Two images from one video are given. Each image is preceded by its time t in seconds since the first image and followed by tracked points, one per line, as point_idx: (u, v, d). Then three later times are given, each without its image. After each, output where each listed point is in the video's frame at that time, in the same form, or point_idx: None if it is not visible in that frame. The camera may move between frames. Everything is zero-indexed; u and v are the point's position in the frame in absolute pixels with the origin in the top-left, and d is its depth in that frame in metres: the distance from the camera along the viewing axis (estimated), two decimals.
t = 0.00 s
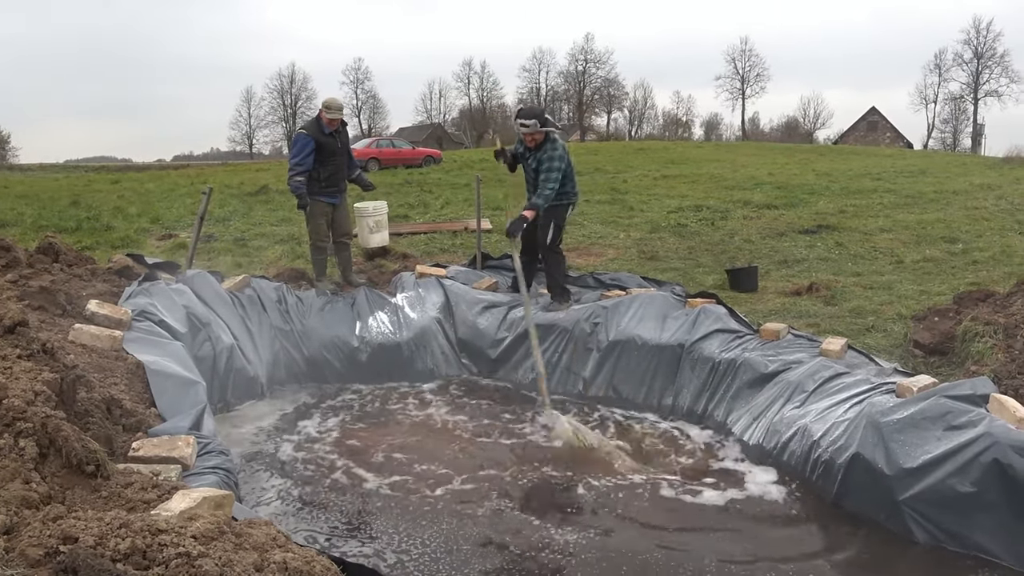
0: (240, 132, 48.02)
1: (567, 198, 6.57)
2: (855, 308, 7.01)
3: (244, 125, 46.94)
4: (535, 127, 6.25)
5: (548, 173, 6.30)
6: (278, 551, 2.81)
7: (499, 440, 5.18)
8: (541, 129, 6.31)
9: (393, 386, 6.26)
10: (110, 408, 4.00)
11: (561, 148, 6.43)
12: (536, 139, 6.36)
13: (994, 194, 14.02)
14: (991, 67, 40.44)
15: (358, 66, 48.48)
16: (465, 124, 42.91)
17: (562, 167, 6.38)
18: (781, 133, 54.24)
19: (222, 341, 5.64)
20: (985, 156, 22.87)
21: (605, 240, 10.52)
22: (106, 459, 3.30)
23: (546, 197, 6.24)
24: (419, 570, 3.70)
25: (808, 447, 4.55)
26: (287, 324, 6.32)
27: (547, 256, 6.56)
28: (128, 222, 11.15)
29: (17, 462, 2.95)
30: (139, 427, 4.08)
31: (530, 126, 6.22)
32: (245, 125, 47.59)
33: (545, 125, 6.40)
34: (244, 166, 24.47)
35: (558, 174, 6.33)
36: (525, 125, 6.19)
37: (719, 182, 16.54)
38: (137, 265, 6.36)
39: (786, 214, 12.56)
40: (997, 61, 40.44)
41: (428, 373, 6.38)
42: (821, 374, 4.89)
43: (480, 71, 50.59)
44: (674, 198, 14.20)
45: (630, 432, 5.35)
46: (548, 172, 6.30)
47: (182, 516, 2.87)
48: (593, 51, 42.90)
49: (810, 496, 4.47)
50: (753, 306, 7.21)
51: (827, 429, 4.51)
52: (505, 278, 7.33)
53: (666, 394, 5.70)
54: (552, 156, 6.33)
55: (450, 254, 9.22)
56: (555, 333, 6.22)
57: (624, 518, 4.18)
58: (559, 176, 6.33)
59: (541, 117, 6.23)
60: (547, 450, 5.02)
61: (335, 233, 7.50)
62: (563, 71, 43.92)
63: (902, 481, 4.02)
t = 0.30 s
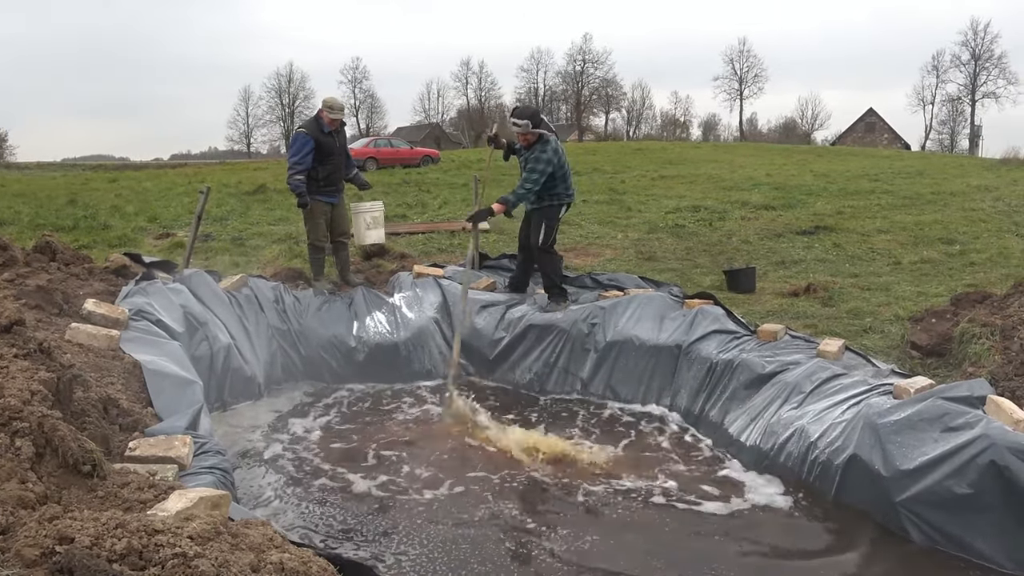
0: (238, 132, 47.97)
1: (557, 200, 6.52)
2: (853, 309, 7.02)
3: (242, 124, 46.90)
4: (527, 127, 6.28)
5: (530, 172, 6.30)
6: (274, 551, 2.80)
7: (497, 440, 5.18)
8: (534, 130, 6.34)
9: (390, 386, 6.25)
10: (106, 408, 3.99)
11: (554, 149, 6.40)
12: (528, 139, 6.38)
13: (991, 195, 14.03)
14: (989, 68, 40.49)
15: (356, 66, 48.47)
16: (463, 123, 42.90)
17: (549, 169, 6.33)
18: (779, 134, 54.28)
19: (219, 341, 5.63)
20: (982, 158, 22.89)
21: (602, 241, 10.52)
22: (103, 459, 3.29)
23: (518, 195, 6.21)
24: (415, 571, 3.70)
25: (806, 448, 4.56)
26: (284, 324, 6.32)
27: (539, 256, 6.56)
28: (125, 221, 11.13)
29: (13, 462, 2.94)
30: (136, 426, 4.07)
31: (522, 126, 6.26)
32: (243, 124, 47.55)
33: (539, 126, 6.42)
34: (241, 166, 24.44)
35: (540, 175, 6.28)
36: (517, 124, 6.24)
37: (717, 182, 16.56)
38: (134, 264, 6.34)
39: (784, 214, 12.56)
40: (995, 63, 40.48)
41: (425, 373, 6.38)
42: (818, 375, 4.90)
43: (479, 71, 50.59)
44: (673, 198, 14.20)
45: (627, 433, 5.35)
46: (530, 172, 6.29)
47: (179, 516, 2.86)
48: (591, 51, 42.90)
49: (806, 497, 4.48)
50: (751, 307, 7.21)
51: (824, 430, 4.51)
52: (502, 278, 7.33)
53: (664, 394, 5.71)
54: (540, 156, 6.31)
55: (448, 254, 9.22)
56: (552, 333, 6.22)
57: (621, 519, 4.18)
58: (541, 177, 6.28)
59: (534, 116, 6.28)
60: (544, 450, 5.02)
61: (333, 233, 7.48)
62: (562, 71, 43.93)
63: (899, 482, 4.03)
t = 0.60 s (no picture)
0: (241, 132, 48.07)
1: (562, 203, 6.52)
2: (857, 311, 7.01)
3: (245, 125, 46.98)
4: (531, 131, 6.29)
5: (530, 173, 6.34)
6: (277, 553, 2.80)
7: (501, 441, 5.18)
8: (538, 133, 6.35)
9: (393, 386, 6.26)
10: (110, 409, 3.99)
11: (557, 152, 6.41)
12: (532, 143, 6.40)
13: (995, 197, 13.99)
14: (992, 69, 40.40)
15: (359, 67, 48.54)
16: (466, 124, 42.93)
17: (549, 172, 6.35)
18: (782, 135, 54.23)
19: (223, 342, 5.64)
20: (986, 159, 22.83)
21: (605, 242, 10.52)
22: (106, 460, 3.30)
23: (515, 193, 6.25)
24: (417, 572, 3.70)
25: (809, 450, 4.55)
26: (287, 324, 6.32)
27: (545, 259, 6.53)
28: (129, 222, 11.16)
29: (17, 463, 2.94)
30: (139, 427, 4.07)
31: (526, 130, 6.27)
32: (246, 125, 47.60)
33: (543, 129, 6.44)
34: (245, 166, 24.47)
35: (536, 176, 6.33)
36: (522, 128, 6.24)
37: (720, 184, 16.54)
38: (138, 265, 6.35)
39: (787, 216, 12.55)
40: (998, 64, 40.41)
41: (428, 375, 6.39)
42: (822, 377, 4.88)
43: (482, 72, 50.61)
44: (676, 199, 14.20)
45: (630, 434, 5.35)
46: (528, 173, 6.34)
47: (182, 518, 2.86)
48: (594, 52, 42.88)
49: (810, 499, 4.47)
50: (754, 308, 7.20)
51: (828, 432, 4.50)
52: (506, 279, 7.33)
53: (667, 395, 5.70)
54: (541, 159, 6.34)
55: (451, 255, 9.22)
56: (555, 335, 6.21)
57: (624, 521, 4.18)
58: (538, 179, 6.33)
59: (538, 119, 6.28)
60: (547, 452, 5.02)
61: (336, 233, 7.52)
62: (565, 72, 43.95)
63: (903, 485, 4.01)
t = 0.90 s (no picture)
0: (246, 137, 48.17)
1: (573, 207, 6.55)
2: (862, 314, 6.99)
3: (250, 130, 47.10)
4: (542, 139, 6.29)
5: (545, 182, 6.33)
6: (282, 559, 2.79)
7: (505, 446, 5.17)
8: (549, 141, 6.34)
9: (397, 390, 6.25)
10: (116, 413, 4.00)
11: (567, 158, 6.42)
12: (543, 151, 6.39)
13: (1001, 199, 13.95)
14: (998, 70, 40.31)
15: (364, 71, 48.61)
16: (470, 128, 42.98)
17: (563, 179, 6.35)
18: (786, 137, 54.17)
19: (228, 346, 5.64)
20: (992, 161, 22.75)
21: (610, 245, 10.52)
22: (112, 465, 3.30)
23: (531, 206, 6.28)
24: None
25: (815, 454, 4.53)
26: (292, 328, 6.33)
27: (556, 262, 6.50)
28: (134, 226, 11.20)
29: (23, 468, 2.95)
30: (145, 432, 4.08)
31: (537, 138, 6.27)
32: (251, 130, 47.74)
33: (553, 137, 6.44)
34: (250, 171, 24.53)
35: (552, 186, 6.32)
36: (532, 137, 6.25)
37: (724, 187, 16.51)
38: (143, 269, 6.36)
39: (792, 218, 12.53)
40: (1004, 65, 40.29)
41: (433, 378, 6.38)
42: (828, 381, 4.86)
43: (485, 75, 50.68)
44: (680, 202, 14.19)
45: (635, 438, 5.33)
46: (543, 183, 6.32)
47: (187, 523, 2.86)
48: (598, 56, 42.88)
49: (816, 504, 4.45)
50: (760, 312, 7.18)
51: (834, 436, 4.48)
52: (510, 283, 7.32)
53: (673, 399, 5.69)
54: (554, 167, 6.33)
55: (455, 259, 9.23)
56: (560, 338, 6.20)
57: (629, 526, 4.17)
58: (553, 189, 6.33)
59: (548, 129, 6.30)
60: (552, 456, 5.01)
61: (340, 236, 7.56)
62: (569, 76, 43.97)
63: (909, 489, 3.99)
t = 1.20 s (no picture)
0: (247, 143, 48.26)
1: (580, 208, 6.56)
2: (864, 317, 6.98)
3: (251, 136, 47.19)
4: (545, 139, 6.33)
5: (558, 184, 6.34)
6: (284, 565, 2.79)
7: (508, 451, 5.17)
8: (552, 140, 6.38)
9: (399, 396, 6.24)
10: (117, 420, 4.01)
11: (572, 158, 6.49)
12: (548, 150, 6.42)
13: (1001, 201, 13.95)
14: (998, 73, 40.33)
15: (364, 77, 48.71)
16: (471, 134, 43.05)
17: (573, 177, 6.41)
18: (787, 141, 54.21)
19: (229, 352, 5.63)
20: (992, 163, 22.75)
21: (610, 250, 10.52)
22: (113, 472, 3.30)
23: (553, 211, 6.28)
24: None
25: (818, 458, 4.52)
26: (294, 335, 6.33)
27: (562, 266, 6.49)
28: (136, 233, 11.21)
29: (25, 475, 2.95)
30: (146, 439, 4.08)
31: (542, 138, 6.30)
32: (252, 136, 47.83)
33: (555, 136, 6.48)
34: (251, 177, 24.57)
35: (568, 185, 6.33)
36: (536, 137, 6.27)
37: (725, 191, 16.52)
38: (144, 276, 6.36)
39: (793, 222, 12.53)
40: (1003, 67, 40.32)
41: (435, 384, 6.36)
42: (830, 384, 4.86)
43: (485, 80, 50.78)
44: (681, 207, 14.19)
45: (637, 443, 5.32)
46: (559, 184, 6.33)
47: (188, 530, 2.86)
48: (598, 61, 42.97)
49: (818, 507, 4.44)
50: (761, 316, 7.17)
51: (836, 440, 4.48)
52: (511, 288, 7.32)
53: (674, 403, 5.68)
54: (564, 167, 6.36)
55: (457, 264, 9.23)
56: (561, 343, 6.20)
57: (633, 530, 4.16)
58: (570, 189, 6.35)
59: (551, 128, 6.32)
60: (554, 461, 5.01)
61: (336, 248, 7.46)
62: (569, 81, 44.06)
63: (912, 492, 3.98)
